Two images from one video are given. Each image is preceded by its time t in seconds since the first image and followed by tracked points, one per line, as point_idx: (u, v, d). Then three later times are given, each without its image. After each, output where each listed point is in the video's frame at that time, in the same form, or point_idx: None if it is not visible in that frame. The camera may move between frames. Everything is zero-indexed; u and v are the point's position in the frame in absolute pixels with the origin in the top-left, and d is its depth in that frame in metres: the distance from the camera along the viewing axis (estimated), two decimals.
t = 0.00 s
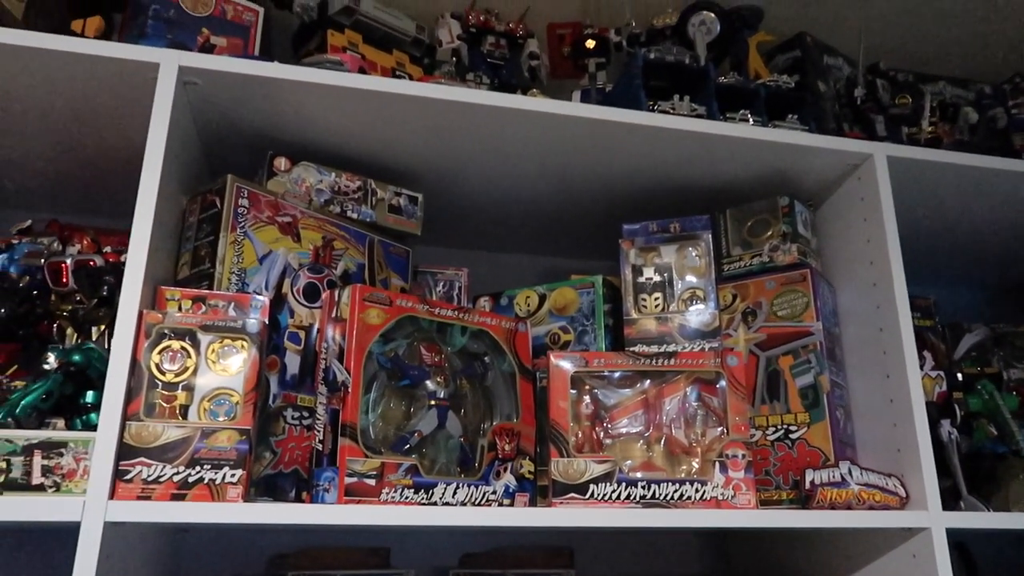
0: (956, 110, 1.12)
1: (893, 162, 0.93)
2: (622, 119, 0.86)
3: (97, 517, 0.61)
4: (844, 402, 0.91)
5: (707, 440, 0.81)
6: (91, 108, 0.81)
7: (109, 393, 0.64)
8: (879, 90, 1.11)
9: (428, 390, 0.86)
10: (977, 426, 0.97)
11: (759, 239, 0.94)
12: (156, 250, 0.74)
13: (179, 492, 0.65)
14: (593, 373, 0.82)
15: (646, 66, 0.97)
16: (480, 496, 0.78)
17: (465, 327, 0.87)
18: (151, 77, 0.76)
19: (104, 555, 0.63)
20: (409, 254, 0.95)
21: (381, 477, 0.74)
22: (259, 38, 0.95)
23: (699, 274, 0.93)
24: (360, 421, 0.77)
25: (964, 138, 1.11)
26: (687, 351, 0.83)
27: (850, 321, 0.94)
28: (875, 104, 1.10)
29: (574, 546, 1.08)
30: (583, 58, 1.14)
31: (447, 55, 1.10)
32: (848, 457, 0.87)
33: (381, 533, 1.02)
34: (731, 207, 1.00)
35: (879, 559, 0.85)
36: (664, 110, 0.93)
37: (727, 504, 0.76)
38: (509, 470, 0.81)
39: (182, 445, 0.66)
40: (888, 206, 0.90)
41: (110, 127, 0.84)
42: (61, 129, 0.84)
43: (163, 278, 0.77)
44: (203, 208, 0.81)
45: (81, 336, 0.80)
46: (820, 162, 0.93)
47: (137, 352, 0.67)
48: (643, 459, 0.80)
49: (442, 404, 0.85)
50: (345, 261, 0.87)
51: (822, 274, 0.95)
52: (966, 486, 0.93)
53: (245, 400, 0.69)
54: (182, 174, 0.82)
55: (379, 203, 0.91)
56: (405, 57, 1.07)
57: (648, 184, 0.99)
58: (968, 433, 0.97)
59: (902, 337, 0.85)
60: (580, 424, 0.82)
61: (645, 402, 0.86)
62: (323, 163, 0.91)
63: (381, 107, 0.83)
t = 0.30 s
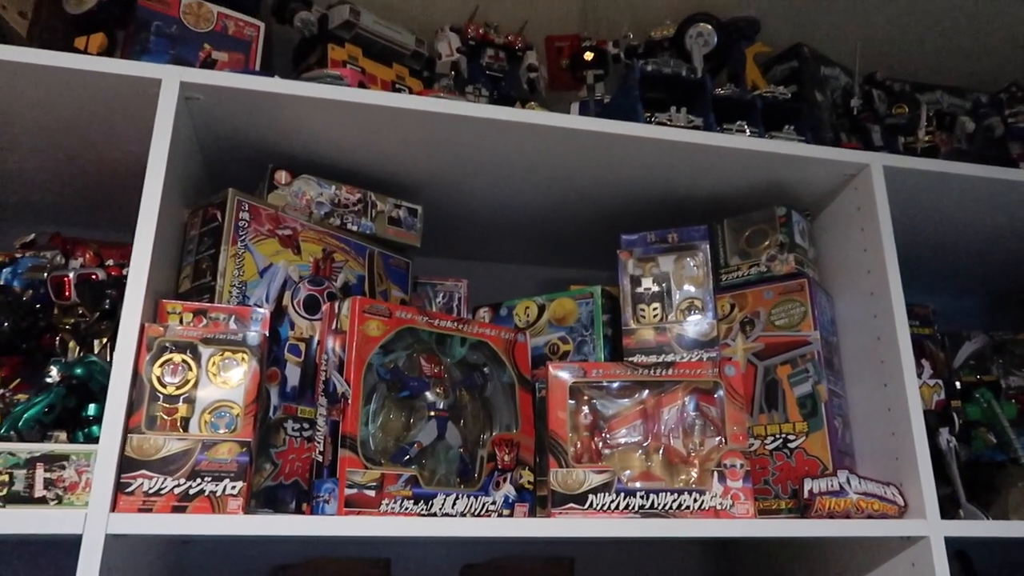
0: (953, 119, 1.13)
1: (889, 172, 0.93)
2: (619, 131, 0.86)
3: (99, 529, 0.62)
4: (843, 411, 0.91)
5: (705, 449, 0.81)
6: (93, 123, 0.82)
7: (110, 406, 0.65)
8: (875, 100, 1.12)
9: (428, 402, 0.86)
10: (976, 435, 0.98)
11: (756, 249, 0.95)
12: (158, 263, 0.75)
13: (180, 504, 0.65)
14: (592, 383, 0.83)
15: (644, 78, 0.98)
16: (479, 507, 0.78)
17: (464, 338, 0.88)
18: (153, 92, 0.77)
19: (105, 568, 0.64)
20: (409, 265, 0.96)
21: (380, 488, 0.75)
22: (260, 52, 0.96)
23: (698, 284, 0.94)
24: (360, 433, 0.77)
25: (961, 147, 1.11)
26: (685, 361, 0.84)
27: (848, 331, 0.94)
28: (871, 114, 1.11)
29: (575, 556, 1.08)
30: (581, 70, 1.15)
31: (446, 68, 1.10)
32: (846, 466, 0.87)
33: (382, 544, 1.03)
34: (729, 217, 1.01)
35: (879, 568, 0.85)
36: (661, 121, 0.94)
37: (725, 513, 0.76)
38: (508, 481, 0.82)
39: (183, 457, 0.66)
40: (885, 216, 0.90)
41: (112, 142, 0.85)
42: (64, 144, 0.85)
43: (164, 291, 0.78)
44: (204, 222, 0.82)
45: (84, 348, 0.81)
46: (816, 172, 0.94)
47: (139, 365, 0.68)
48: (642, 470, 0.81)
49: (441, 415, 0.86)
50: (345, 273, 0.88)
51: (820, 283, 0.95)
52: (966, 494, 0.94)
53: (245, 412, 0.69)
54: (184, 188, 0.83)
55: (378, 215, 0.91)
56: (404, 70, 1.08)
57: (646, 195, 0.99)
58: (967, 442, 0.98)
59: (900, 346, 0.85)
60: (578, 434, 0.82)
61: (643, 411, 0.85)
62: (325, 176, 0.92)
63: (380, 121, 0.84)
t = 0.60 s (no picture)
0: (944, 124, 1.15)
1: (879, 177, 0.94)
2: (610, 136, 0.87)
3: (90, 534, 0.62)
4: (835, 415, 0.91)
5: (697, 453, 0.81)
6: (85, 129, 0.82)
7: (102, 412, 0.65)
8: (866, 105, 1.11)
9: (420, 407, 0.87)
10: (967, 438, 0.98)
11: (748, 254, 0.95)
12: (149, 269, 0.75)
13: (172, 510, 0.65)
14: (583, 388, 0.83)
15: (636, 84, 0.98)
16: (472, 511, 0.79)
17: (456, 343, 0.88)
18: (145, 98, 0.77)
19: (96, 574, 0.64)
20: (402, 271, 0.96)
21: (373, 493, 0.75)
22: (253, 58, 0.96)
23: (690, 288, 0.94)
24: (353, 438, 0.78)
25: (951, 152, 1.12)
26: (677, 365, 0.84)
27: (840, 335, 0.94)
28: (862, 119, 1.11)
29: (568, 560, 1.08)
30: (573, 75, 1.16)
31: (439, 73, 1.11)
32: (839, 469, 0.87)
33: (376, 549, 1.03)
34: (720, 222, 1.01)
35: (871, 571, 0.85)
36: (653, 127, 0.94)
37: (717, 518, 0.76)
38: (501, 486, 0.82)
39: (175, 463, 0.66)
40: (876, 221, 0.91)
41: (104, 148, 0.85)
42: (56, 151, 0.85)
43: (155, 296, 0.78)
44: (196, 228, 0.81)
45: (75, 354, 0.81)
46: (807, 177, 0.94)
47: (130, 372, 0.68)
48: (633, 473, 0.81)
49: (434, 420, 0.86)
50: (338, 278, 0.88)
51: (811, 288, 0.96)
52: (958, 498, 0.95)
53: (237, 417, 0.69)
54: (176, 194, 0.83)
55: (371, 220, 0.91)
56: (397, 77, 1.09)
57: (638, 200, 1.00)
58: (958, 445, 0.99)
59: (891, 351, 0.86)
60: (570, 439, 0.82)
61: (636, 416, 0.85)
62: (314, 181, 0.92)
63: (372, 126, 0.84)
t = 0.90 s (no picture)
0: (945, 127, 1.15)
1: (881, 179, 0.94)
2: (613, 138, 0.87)
3: (95, 533, 0.62)
4: (837, 417, 0.91)
5: (699, 455, 0.81)
6: (91, 131, 0.82)
7: (107, 412, 0.65)
8: (868, 108, 1.10)
9: (423, 407, 0.87)
10: (968, 439, 0.98)
11: (750, 256, 0.95)
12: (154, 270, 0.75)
13: (176, 509, 0.65)
14: (587, 389, 0.83)
15: (638, 87, 0.99)
16: (475, 512, 0.79)
17: (460, 344, 0.88)
18: (150, 100, 0.78)
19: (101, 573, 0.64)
20: (405, 272, 0.96)
21: (376, 494, 0.76)
22: (257, 60, 0.97)
23: (692, 290, 0.94)
24: (356, 438, 0.78)
25: (952, 155, 1.13)
26: (679, 367, 0.84)
27: (842, 336, 0.94)
28: (863, 121, 1.10)
29: (571, 562, 1.09)
30: (576, 77, 1.16)
31: (442, 75, 1.12)
32: (841, 471, 0.87)
33: (378, 550, 1.03)
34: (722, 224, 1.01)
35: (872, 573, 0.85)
36: (655, 129, 0.95)
37: (719, 519, 0.77)
38: (503, 486, 0.83)
39: (178, 462, 0.66)
40: (878, 223, 0.91)
41: (109, 150, 0.86)
42: (61, 153, 0.86)
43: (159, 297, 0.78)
44: (201, 228, 0.81)
45: (80, 355, 0.81)
46: (809, 180, 0.95)
47: (135, 371, 0.68)
48: (636, 475, 0.81)
49: (437, 421, 0.86)
50: (341, 279, 0.88)
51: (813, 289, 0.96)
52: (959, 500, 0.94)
53: (241, 417, 0.69)
54: (181, 195, 0.83)
55: (374, 222, 0.92)
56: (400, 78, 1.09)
57: (640, 203, 1.00)
58: (959, 447, 0.98)
59: (893, 353, 0.86)
60: (572, 440, 0.81)
61: (638, 417, 0.86)
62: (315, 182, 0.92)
63: (375, 128, 0.84)
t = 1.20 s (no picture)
0: (970, 117, 1.12)
1: (905, 171, 0.91)
2: (626, 135, 0.85)
3: (100, 553, 0.60)
4: (866, 418, 0.88)
5: (724, 460, 0.78)
6: (94, 141, 0.81)
7: (112, 427, 0.63)
8: (888, 99, 1.09)
9: (436, 416, 0.84)
10: (1005, 439, 0.94)
11: (771, 254, 0.93)
12: (159, 281, 0.73)
13: (183, 526, 0.63)
14: (606, 394, 0.80)
15: (650, 83, 0.96)
16: (493, 523, 0.77)
17: (474, 350, 0.87)
18: (153, 108, 0.76)
19: None
20: (416, 278, 0.94)
21: (390, 506, 0.74)
22: (262, 66, 0.95)
23: (711, 291, 0.91)
24: (368, 449, 0.76)
25: (978, 145, 1.09)
26: (701, 369, 0.81)
27: (868, 335, 0.91)
28: (884, 113, 1.08)
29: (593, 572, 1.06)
30: (587, 76, 1.14)
31: (450, 78, 1.10)
32: (872, 474, 0.84)
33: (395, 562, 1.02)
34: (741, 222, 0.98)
35: None
36: (669, 125, 0.92)
37: (747, 526, 0.74)
38: (522, 496, 0.81)
39: (185, 478, 0.64)
40: (903, 217, 0.88)
41: (114, 160, 0.84)
42: (66, 164, 0.84)
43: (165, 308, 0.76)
44: (207, 238, 0.80)
45: (88, 369, 0.81)
46: (830, 174, 0.92)
47: (140, 385, 0.66)
48: (659, 481, 0.78)
49: (452, 429, 0.84)
50: (351, 287, 0.86)
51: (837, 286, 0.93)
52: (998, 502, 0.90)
53: (249, 430, 0.67)
54: (186, 204, 0.82)
55: (384, 227, 0.90)
56: (408, 82, 1.07)
57: (656, 202, 0.97)
58: (995, 447, 0.94)
59: (923, 350, 0.82)
60: (592, 446, 0.79)
61: (659, 423, 0.82)
62: (323, 188, 0.90)
63: (383, 130, 0.82)
